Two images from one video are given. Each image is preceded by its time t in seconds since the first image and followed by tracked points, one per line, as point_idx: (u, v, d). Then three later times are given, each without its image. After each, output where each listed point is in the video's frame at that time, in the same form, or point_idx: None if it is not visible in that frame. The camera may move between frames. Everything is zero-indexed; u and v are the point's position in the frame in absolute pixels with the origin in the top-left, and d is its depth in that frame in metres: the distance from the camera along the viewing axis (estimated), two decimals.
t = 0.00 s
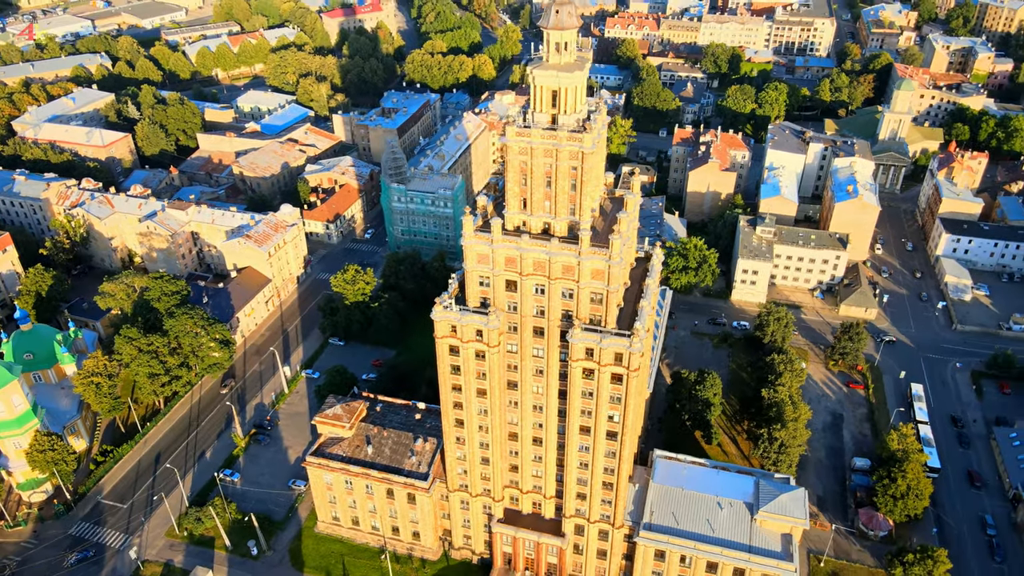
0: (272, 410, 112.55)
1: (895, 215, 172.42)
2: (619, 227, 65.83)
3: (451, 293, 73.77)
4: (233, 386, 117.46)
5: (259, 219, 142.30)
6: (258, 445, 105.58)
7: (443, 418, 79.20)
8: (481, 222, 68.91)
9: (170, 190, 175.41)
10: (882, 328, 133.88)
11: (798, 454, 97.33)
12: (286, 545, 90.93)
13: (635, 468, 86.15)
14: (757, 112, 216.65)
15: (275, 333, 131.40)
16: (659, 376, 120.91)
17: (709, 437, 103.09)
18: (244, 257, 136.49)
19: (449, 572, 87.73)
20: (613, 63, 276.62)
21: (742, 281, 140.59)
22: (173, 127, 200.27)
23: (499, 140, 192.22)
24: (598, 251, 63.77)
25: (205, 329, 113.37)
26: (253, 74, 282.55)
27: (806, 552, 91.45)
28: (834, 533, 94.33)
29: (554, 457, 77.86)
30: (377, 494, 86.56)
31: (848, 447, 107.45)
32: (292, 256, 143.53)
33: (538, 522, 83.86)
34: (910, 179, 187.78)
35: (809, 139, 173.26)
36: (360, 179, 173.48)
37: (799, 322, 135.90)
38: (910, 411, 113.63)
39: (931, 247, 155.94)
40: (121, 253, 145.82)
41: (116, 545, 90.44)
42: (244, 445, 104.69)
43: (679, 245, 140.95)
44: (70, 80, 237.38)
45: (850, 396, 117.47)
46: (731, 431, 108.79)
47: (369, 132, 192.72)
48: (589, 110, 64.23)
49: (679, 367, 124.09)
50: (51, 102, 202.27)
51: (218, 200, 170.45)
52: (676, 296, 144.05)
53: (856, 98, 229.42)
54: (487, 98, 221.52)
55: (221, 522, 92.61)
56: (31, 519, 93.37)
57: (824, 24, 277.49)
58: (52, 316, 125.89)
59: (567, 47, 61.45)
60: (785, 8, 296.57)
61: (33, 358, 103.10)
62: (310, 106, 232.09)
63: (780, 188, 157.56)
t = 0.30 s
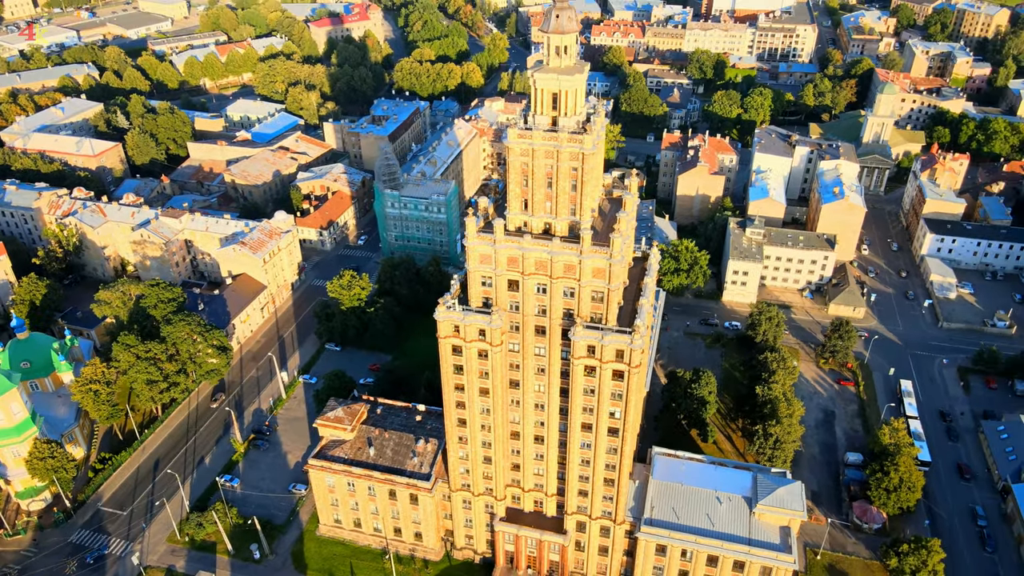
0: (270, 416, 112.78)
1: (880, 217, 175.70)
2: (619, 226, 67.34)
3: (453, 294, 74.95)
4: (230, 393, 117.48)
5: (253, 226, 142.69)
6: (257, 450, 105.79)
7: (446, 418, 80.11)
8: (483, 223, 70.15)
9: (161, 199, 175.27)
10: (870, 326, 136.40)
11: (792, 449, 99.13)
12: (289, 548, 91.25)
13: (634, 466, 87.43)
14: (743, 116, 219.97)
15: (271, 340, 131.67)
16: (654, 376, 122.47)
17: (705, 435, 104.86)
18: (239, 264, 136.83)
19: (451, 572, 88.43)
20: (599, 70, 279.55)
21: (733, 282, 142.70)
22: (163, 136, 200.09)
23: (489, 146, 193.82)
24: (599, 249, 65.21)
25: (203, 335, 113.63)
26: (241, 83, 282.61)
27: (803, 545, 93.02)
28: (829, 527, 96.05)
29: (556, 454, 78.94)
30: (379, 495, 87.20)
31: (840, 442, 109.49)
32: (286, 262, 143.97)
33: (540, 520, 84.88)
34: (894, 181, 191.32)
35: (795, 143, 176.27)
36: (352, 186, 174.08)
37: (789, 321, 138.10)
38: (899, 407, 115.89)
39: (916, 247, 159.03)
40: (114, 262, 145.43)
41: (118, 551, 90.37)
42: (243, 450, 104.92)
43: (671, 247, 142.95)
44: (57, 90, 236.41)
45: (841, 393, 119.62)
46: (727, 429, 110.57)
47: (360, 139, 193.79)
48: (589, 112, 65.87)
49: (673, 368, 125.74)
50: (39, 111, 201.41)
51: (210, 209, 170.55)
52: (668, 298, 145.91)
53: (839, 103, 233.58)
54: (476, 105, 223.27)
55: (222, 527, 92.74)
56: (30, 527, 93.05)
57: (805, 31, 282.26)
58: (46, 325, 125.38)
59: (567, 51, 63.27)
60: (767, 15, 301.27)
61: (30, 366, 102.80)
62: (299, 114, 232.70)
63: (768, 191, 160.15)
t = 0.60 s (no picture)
0: (268, 421, 112.99)
1: (865, 218, 178.88)
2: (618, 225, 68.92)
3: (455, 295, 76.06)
4: (227, 399, 117.56)
5: (247, 233, 142.98)
6: (256, 455, 105.97)
7: (449, 418, 81.03)
8: (484, 224, 71.43)
9: (152, 208, 174.99)
10: (859, 325, 138.90)
11: (786, 445, 100.87)
12: (291, 551, 91.58)
13: (633, 463, 88.66)
14: (729, 121, 223.19)
15: (267, 346, 131.91)
16: (648, 376, 124.00)
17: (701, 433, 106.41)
18: (233, 270, 137.09)
19: (454, 572, 89.10)
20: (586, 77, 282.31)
21: (724, 283, 144.78)
22: (154, 145, 199.87)
23: (480, 152, 195.26)
24: (599, 249, 66.69)
25: (200, 341, 113.78)
26: (229, 92, 282.59)
27: (799, 539, 94.58)
28: (824, 521, 97.77)
29: (557, 452, 80.04)
30: (381, 496, 87.83)
31: (832, 438, 111.48)
32: (281, 269, 144.34)
33: (541, 518, 85.94)
34: (878, 183, 194.81)
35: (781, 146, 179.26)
36: (344, 193, 174.66)
37: (779, 321, 140.28)
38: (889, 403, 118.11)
39: (901, 247, 162.13)
40: (106, 271, 145.04)
41: (119, 558, 90.25)
42: (242, 456, 105.12)
43: (663, 249, 144.93)
44: (44, 100, 235.38)
45: (832, 390, 121.74)
46: (722, 427, 112.27)
47: (351, 146, 194.68)
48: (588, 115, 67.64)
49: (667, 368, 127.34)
50: (27, 122, 200.55)
51: (202, 217, 170.55)
52: (660, 300, 147.71)
53: (822, 107, 237.68)
54: (466, 112, 224.91)
55: (224, 532, 92.87)
56: (30, 535, 92.82)
57: (788, 37, 286.90)
58: (40, 334, 124.85)
59: (566, 55, 65.11)
60: (750, 22, 305.91)
61: (27, 374, 102.39)
62: (289, 123, 233.15)
63: (756, 194, 162.73)
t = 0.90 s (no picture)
0: (266, 426, 113.16)
1: (850, 220, 182.11)
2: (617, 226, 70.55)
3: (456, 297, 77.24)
4: (224, 405, 117.56)
5: (241, 240, 143.27)
6: (256, 460, 106.18)
7: (450, 418, 81.96)
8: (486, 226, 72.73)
9: (143, 217, 174.66)
10: (847, 324, 141.46)
11: (780, 441, 102.68)
12: (293, 555, 91.89)
13: (631, 461, 89.95)
14: (715, 126, 226.37)
15: (263, 352, 132.09)
16: (643, 377, 125.55)
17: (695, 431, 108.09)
18: (228, 277, 137.36)
19: (455, 572, 89.82)
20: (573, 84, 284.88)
21: (715, 285, 146.93)
22: (144, 154, 199.58)
23: (470, 159, 196.59)
24: (599, 248, 68.20)
25: (197, 348, 113.89)
26: (217, 101, 282.46)
27: (795, 533, 96.21)
28: (818, 515, 99.50)
29: (558, 450, 81.14)
30: (383, 498, 88.44)
31: (824, 435, 113.48)
32: (275, 275, 144.69)
33: (542, 517, 87.01)
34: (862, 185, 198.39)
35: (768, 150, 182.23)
36: (337, 200, 175.32)
37: (770, 321, 142.52)
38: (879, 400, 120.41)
39: (886, 248, 165.26)
40: (99, 280, 144.67)
41: (119, 565, 90.14)
42: (241, 461, 105.30)
43: (654, 252, 146.98)
44: (30, 110, 234.19)
45: (822, 388, 123.91)
46: (716, 426, 114.03)
47: (342, 154, 195.59)
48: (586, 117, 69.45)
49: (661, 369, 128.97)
50: (15, 132, 199.58)
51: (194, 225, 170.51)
52: (652, 303, 149.56)
53: (806, 112, 241.74)
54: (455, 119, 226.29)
55: (225, 536, 93.00)
56: (29, 544, 92.56)
57: (770, 44, 291.38)
58: (34, 344, 124.29)
59: (566, 59, 66.99)
60: (733, 29, 310.28)
61: (24, 383, 102.61)
62: (278, 131, 233.51)
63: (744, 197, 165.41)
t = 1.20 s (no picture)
0: (264, 432, 113.34)
1: (836, 222, 185.21)
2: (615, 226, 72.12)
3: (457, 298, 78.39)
4: (221, 412, 117.59)
5: (235, 247, 143.48)
6: (255, 466, 106.33)
7: (452, 418, 82.88)
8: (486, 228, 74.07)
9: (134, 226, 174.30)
10: (835, 324, 143.94)
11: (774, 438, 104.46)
12: (294, 558, 92.22)
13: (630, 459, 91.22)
14: (701, 132, 229.39)
15: (259, 359, 132.25)
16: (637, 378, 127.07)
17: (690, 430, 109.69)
18: (223, 284, 137.60)
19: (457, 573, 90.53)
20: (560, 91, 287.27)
21: (706, 286, 149.02)
22: (133, 164, 199.20)
23: (461, 165, 197.76)
24: (599, 248, 69.65)
25: (194, 355, 113.94)
26: (205, 110, 282.11)
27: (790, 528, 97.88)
28: (813, 511, 101.25)
29: (559, 449, 82.21)
30: (385, 500, 89.06)
31: (816, 432, 115.45)
32: (269, 282, 144.97)
33: (543, 515, 88.04)
34: (847, 188, 201.82)
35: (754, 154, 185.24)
36: (329, 207, 175.78)
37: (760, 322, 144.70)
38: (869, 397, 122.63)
39: (872, 249, 168.31)
40: (91, 289, 144.33)
41: (120, 572, 90.09)
42: (240, 467, 105.40)
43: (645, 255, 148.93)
44: (17, 121, 232.89)
45: (813, 386, 126.05)
46: (711, 425, 115.71)
47: (333, 161, 196.24)
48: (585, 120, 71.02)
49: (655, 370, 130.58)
50: (2, 142, 198.52)
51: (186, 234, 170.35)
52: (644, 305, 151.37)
53: (790, 117, 245.51)
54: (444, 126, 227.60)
55: (226, 541, 93.12)
56: (28, 552, 92.38)
57: (754, 50, 295.72)
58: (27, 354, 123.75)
59: (565, 63, 68.58)
60: (716, 36, 314.62)
61: (21, 392, 102.39)
62: (268, 139, 233.68)
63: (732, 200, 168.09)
